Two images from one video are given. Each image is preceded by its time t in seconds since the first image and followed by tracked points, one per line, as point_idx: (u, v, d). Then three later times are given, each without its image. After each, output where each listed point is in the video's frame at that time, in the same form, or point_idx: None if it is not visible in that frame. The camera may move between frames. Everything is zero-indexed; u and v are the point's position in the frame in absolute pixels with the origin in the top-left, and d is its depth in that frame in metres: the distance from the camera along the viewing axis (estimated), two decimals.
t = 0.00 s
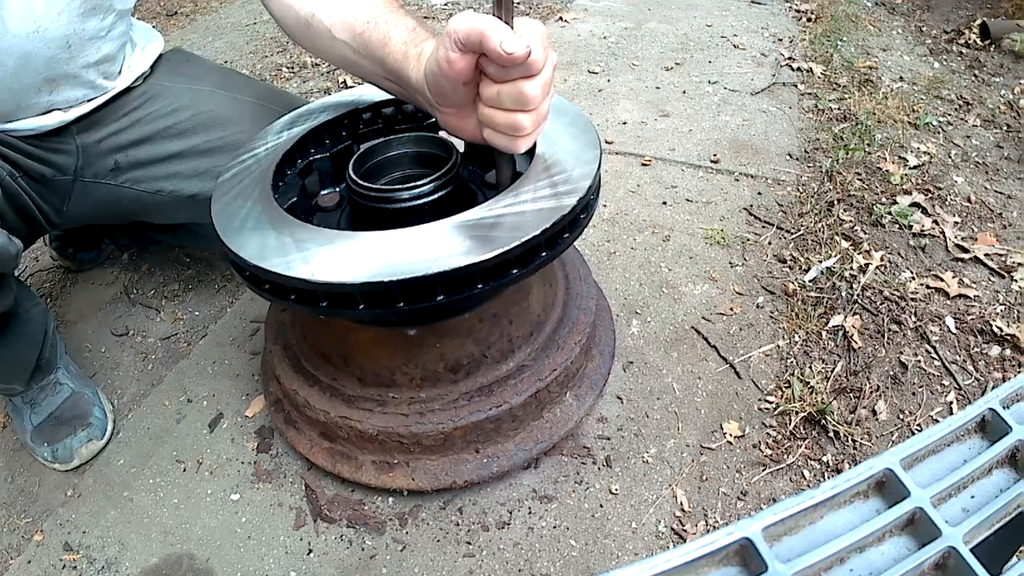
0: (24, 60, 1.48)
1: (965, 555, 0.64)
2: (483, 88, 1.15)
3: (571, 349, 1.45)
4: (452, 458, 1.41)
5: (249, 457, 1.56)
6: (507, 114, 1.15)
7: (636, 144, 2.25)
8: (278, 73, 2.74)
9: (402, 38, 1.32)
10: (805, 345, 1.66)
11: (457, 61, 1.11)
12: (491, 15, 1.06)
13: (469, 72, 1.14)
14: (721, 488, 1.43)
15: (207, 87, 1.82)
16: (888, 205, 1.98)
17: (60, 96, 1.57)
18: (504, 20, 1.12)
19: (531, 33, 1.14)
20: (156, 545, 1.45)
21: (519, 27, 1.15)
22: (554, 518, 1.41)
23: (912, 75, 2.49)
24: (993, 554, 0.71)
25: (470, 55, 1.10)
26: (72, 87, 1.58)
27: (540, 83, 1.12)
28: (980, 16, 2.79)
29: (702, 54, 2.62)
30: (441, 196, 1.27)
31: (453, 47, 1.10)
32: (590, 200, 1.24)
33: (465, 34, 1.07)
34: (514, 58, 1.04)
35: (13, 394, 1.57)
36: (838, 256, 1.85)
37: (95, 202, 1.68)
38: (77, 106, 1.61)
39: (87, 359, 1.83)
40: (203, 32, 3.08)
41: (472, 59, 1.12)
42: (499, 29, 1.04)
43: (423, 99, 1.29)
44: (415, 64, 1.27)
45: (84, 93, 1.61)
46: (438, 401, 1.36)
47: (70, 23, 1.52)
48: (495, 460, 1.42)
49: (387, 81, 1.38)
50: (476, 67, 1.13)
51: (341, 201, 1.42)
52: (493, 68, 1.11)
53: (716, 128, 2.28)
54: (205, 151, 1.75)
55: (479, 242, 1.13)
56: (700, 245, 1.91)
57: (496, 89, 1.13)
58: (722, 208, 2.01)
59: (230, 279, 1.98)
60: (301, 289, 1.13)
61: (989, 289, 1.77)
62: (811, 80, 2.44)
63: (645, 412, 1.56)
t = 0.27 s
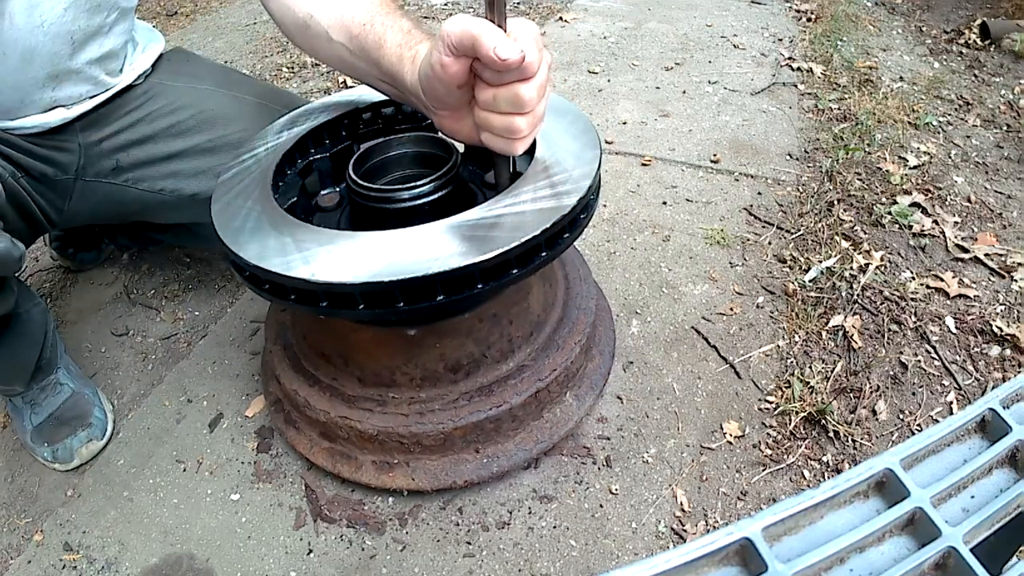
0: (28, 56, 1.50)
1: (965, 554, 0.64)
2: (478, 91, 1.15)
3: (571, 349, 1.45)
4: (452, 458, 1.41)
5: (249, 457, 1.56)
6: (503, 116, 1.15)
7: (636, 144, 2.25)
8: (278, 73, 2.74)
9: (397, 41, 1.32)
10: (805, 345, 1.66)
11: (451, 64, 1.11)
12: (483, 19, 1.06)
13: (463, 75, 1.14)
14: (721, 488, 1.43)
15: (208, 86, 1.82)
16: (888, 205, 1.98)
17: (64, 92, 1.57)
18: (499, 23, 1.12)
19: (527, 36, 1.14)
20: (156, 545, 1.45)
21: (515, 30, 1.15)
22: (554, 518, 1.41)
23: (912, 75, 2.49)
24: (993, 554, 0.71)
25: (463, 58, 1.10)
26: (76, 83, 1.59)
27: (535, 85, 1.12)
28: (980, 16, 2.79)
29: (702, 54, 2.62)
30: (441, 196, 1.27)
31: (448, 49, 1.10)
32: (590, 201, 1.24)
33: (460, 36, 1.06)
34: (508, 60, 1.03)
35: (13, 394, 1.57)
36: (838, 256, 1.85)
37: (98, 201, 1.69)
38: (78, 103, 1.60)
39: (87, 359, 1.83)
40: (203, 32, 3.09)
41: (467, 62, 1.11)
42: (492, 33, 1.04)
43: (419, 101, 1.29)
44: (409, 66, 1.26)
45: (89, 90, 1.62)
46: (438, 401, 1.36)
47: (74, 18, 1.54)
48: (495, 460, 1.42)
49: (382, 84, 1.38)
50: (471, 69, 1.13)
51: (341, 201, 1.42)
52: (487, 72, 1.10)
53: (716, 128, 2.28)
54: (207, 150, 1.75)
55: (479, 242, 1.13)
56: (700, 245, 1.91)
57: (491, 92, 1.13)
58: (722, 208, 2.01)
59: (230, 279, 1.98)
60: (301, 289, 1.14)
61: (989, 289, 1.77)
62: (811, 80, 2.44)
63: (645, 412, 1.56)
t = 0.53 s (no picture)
0: (29, 53, 1.48)
1: (965, 555, 0.64)
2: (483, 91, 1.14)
3: (571, 349, 1.45)
4: (453, 458, 1.41)
5: (249, 457, 1.56)
6: (508, 117, 1.15)
7: (636, 144, 2.25)
8: (278, 73, 2.75)
9: (398, 41, 1.32)
10: (805, 345, 1.66)
11: (455, 65, 1.11)
12: (489, 19, 1.06)
13: (468, 75, 1.13)
14: (721, 488, 1.43)
15: (208, 86, 1.82)
16: (888, 205, 1.98)
17: (65, 91, 1.57)
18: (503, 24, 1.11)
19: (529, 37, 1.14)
20: (156, 545, 1.45)
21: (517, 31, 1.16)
22: (554, 518, 1.41)
23: (912, 75, 2.49)
24: (993, 554, 0.71)
25: (468, 59, 1.10)
26: (76, 81, 1.58)
27: (540, 87, 1.12)
28: (980, 17, 2.79)
29: (702, 54, 2.62)
30: (442, 195, 1.27)
31: (452, 50, 1.09)
32: (591, 201, 1.24)
33: (465, 38, 1.06)
34: (515, 62, 1.03)
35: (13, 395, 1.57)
36: (838, 256, 1.85)
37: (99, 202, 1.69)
38: (80, 102, 1.60)
39: (87, 359, 1.83)
40: (203, 32, 3.09)
41: (471, 63, 1.11)
42: (500, 35, 1.04)
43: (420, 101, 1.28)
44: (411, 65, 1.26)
45: (89, 89, 1.61)
46: (438, 402, 1.36)
47: (76, 16, 1.54)
48: (496, 460, 1.42)
49: (383, 83, 1.38)
50: (475, 70, 1.13)
51: (340, 201, 1.42)
52: (493, 73, 1.10)
53: (716, 128, 2.28)
54: (207, 151, 1.75)
55: (480, 243, 1.12)
56: (700, 245, 1.91)
57: (496, 93, 1.13)
58: (722, 208, 2.01)
59: (230, 279, 1.98)
60: (302, 289, 1.13)
61: (989, 289, 1.77)
62: (811, 80, 2.44)
63: (645, 412, 1.56)
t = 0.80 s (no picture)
0: (29, 55, 1.49)
1: (965, 554, 0.64)
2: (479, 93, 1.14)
3: (571, 349, 1.45)
4: (453, 458, 1.41)
5: (249, 457, 1.56)
6: (504, 118, 1.14)
7: (636, 144, 2.25)
8: (278, 73, 2.75)
9: (395, 43, 1.31)
10: (805, 345, 1.66)
11: (450, 66, 1.11)
12: (484, 20, 1.06)
13: (463, 77, 1.13)
14: (721, 488, 1.43)
15: (207, 86, 1.82)
16: (888, 205, 1.98)
17: (65, 93, 1.57)
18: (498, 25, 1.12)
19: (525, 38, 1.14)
20: (156, 545, 1.45)
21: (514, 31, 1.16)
22: (554, 518, 1.41)
23: (912, 75, 2.49)
24: (993, 554, 0.71)
25: (463, 60, 1.10)
26: (76, 84, 1.59)
27: (537, 87, 1.12)
28: (980, 17, 2.79)
29: (702, 54, 2.62)
30: (441, 196, 1.27)
31: (446, 52, 1.10)
32: (591, 200, 1.24)
33: (458, 39, 1.06)
34: (508, 62, 1.03)
35: (13, 394, 1.58)
36: (838, 256, 1.85)
37: (98, 201, 1.68)
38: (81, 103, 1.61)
39: (87, 359, 1.83)
40: (203, 32, 3.09)
41: (466, 65, 1.11)
42: (494, 35, 1.04)
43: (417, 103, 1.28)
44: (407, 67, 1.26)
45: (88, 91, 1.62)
46: (438, 402, 1.36)
47: (76, 19, 1.54)
48: (496, 460, 1.42)
49: (380, 85, 1.38)
50: (470, 72, 1.13)
51: (340, 200, 1.42)
52: (488, 73, 1.10)
53: (716, 128, 2.28)
54: (207, 150, 1.75)
55: (480, 243, 1.12)
56: (700, 245, 1.91)
57: (492, 94, 1.13)
58: (722, 208, 2.01)
59: (230, 279, 1.98)
60: (302, 289, 1.13)
61: (989, 289, 1.77)
62: (811, 80, 2.44)
63: (645, 412, 1.56)
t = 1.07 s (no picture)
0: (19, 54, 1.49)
1: (965, 554, 0.64)
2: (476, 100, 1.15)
3: (572, 349, 1.46)
4: (453, 459, 1.41)
5: (249, 457, 1.56)
6: (504, 126, 1.15)
7: (636, 144, 2.25)
8: (278, 73, 2.75)
9: (391, 41, 1.31)
10: (805, 345, 1.66)
11: (446, 73, 1.12)
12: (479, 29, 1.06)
13: (460, 83, 1.14)
14: (721, 488, 1.43)
15: (208, 86, 1.82)
16: (888, 205, 1.98)
17: (59, 88, 1.57)
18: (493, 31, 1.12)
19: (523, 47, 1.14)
20: (156, 545, 1.45)
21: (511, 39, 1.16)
22: (554, 518, 1.41)
23: (912, 75, 2.49)
24: (993, 554, 0.71)
25: (459, 68, 1.10)
26: (70, 79, 1.58)
27: (534, 96, 1.12)
28: (980, 17, 2.79)
29: (702, 54, 2.62)
30: (442, 196, 1.28)
31: (443, 61, 1.10)
32: (591, 200, 1.24)
33: (454, 49, 1.06)
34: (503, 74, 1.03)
35: (13, 394, 1.57)
36: (838, 256, 1.85)
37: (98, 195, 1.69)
38: (76, 100, 1.61)
39: (87, 359, 1.83)
40: (203, 32, 3.09)
41: (462, 73, 1.11)
42: (488, 45, 1.04)
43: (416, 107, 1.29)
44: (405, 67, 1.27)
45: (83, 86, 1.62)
46: (439, 402, 1.36)
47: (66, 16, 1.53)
48: (496, 460, 1.42)
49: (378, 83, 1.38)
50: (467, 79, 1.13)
51: (341, 200, 1.41)
52: (485, 83, 1.10)
53: (717, 128, 2.28)
54: (208, 150, 1.75)
55: (480, 243, 1.12)
56: (700, 245, 1.91)
57: (490, 102, 1.13)
58: (722, 208, 2.01)
59: (230, 279, 1.98)
60: (302, 289, 1.13)
61: (989, 289, 1.77)
62: (811, 80, 2.44)
63: (645, 412, 1.56)
